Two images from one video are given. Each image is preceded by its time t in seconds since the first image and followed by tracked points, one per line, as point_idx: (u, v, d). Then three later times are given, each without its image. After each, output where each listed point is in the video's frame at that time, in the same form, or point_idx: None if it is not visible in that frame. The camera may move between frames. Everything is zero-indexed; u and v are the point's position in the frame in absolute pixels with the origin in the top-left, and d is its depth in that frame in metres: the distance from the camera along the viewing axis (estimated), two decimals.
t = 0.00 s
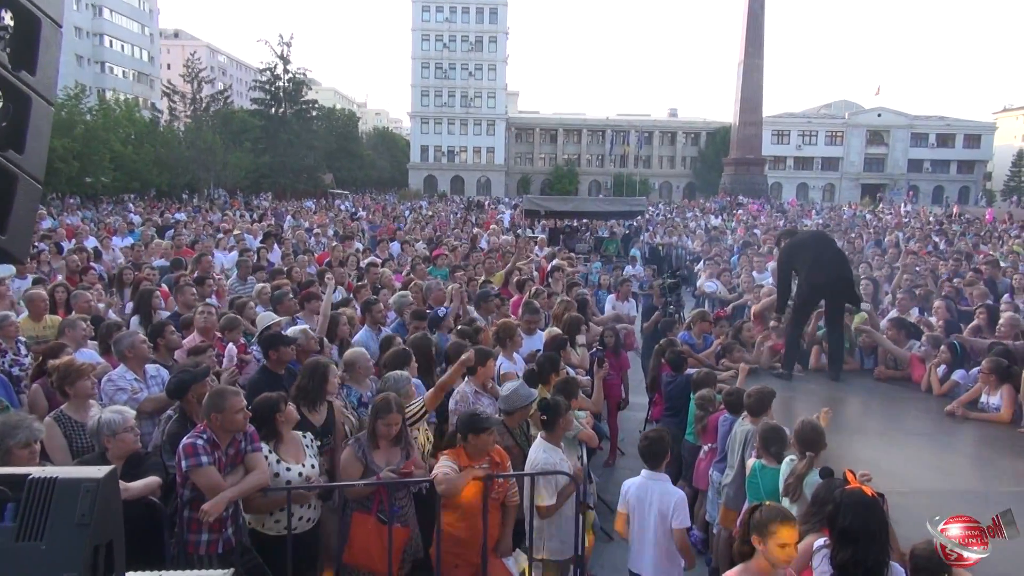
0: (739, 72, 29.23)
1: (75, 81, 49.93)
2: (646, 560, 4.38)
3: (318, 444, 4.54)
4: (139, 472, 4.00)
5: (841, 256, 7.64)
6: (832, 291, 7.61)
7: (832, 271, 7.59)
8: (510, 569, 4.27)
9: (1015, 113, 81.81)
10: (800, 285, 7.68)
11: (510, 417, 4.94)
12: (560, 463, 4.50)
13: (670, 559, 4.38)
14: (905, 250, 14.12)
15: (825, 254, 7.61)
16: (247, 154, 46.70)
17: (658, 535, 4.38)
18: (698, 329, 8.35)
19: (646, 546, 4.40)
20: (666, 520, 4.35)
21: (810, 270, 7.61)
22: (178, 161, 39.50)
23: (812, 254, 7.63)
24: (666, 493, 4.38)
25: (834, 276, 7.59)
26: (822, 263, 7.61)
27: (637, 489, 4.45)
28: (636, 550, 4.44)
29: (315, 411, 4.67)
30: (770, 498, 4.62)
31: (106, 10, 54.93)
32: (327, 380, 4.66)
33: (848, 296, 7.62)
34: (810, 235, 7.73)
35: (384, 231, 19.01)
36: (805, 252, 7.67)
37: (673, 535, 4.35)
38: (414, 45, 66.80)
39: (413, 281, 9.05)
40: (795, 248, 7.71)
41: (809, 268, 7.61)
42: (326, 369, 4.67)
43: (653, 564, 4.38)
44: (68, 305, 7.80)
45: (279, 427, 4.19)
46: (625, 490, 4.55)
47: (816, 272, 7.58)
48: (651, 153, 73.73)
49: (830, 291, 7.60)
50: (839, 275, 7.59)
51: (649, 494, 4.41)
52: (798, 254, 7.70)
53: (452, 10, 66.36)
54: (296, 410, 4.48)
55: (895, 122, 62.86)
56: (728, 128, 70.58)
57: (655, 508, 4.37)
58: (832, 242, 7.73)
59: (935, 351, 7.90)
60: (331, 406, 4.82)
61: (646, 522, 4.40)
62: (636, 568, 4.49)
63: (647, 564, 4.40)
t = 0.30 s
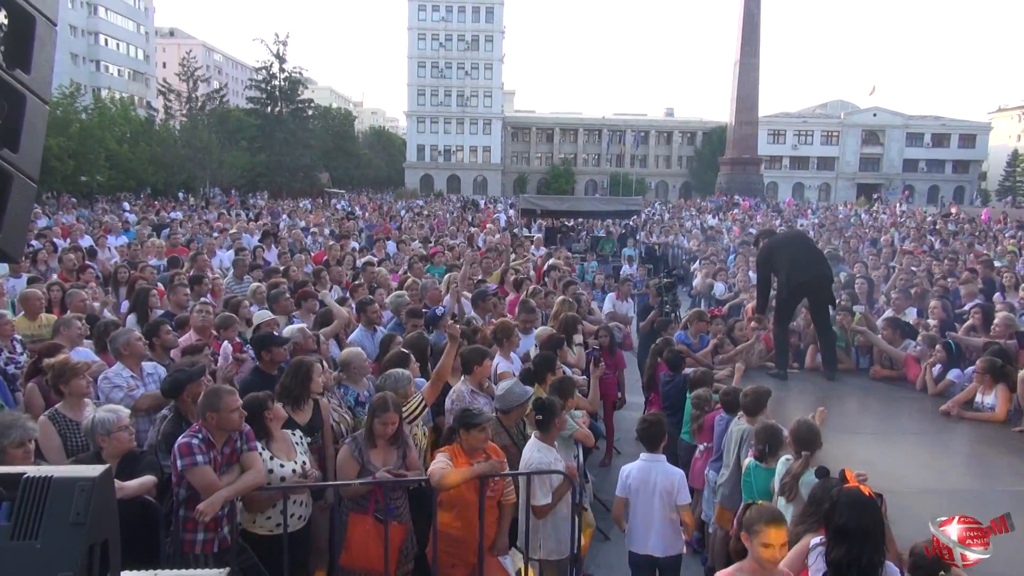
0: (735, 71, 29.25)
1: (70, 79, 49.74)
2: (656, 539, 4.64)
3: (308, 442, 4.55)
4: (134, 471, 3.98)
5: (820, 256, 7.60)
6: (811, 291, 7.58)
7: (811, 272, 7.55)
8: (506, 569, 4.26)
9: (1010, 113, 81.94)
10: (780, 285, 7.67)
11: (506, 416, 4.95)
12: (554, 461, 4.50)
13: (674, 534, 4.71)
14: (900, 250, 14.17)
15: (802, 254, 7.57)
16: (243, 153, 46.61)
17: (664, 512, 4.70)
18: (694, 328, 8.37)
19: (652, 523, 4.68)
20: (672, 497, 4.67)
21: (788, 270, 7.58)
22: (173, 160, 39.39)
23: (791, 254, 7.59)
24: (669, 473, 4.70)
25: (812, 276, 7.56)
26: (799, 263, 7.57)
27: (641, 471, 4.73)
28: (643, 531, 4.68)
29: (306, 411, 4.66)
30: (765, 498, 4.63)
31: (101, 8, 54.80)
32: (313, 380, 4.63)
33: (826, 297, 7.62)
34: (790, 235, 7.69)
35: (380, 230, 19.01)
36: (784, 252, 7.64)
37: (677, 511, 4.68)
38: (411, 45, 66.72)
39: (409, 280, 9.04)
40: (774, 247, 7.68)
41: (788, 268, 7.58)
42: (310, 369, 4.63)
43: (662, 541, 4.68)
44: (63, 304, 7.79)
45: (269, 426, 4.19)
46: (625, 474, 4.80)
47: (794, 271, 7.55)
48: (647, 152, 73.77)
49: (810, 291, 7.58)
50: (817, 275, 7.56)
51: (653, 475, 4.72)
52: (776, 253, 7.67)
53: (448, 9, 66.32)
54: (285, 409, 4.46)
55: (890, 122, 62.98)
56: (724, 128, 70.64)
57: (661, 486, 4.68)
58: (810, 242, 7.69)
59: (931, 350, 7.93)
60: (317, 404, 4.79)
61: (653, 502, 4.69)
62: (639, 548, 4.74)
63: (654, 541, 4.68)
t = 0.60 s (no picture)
0: (741, 70, 29.15)
1: (77, 78, 49.91)
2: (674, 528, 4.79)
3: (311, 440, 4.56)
4: (140, 469, 3.99)
5: (818, 254, 7.56)
6: (814, 289, 7.51)
7: (810, 270, 7.50)
8: (511, 569, 4.25)
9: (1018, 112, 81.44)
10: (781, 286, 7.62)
11: (514, 414, 4.94)
12: (559, 461, 4.49)
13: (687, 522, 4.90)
14: (907, 249, 14.09)
15: (800, 253, 7.54)
16: (249, 152, 46.70)
17: (680, 501, 4.86)
18: (700, 328, 8.33)
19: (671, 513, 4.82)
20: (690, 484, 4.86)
21: (787, 270, 7.54)
22: (179, 158, 39.48)
23: (788, 254, 7.57)
24: (686, 463, 4.87)
25: (812, 273, 7.50)
26: (797, 262, 7.53)
27: (661, 464, 4.84)
28: (663, 522, 4.80)
29: (308, 411, 4.66)
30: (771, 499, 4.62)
31: (108, 7, 54.95)
32: (311, 380, 4.61)
33: (828, 293, 7.54)
34: (785, 236, 7.71)
35: (386, 229, 19.03)
36: (782, 253, 7.61)
37: (692, 497, 4.89)
38: (416, 44, 66.70)
39: (415, 279, 9.05)
40: (771, 249, 7.66)
41: (787, 267, 7.53)
42: (309, 369, 4.61)
43: (678, 528, 4.84)
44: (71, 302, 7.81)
45: (271, 424, 4.19)
46: (642, 465, 4.88)
47: (793, 270, 7.50)
48: (653, 151, 73.67)
49: (813, 289, 7.52)
50: (816, 273, 7.50)
51: (670, 465, 4.87)
52: (773, 255, 7.65)
53: (455, 8, 66.27)
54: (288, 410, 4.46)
55: (897, 122, 62.70)
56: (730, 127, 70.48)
57: (679, 478, 4.84)
58: (806, 241, 7.68)
59: (938, 350, 7.88)
60: (317, 404, 4.77)
61: (670, 491, 4.84)
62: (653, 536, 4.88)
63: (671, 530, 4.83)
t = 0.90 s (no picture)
0: (745, 69, 29.08)
1: (80, 77, 50.01)
2: (680, 507, 4.95)
3: (318, 438, 4.57)
4: (144, 467, 3.99)
5: (820, 253, 7.54)
6: (819, 288, 7.51)
7: (814, 269, 7.50)
8: (514, 567, 4.24)
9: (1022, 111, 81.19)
10: (784, 286, 7.61)
11: (520, 413, 4.93)
12: (561, 462, 4.49)
13: (694, 504, 5.05)
14: (911, 248, 14.06)
15: (803, 253, 7.51)
16: (251, 151, 46.73)
17: (687, 483, 5.04)
18: (702, 326, 8.34)
19: (677, 493, 5.00)
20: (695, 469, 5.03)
21: (790, 270, 7.54)
22: (182, 157, 39.52)
23: (792, 253, 7.53)
24: (693, 448, 5.05)
25: (816, 272, 7.50)
26: (799, 261, 7.52)
27: (668, 446, 5.03)
28: (669, 501, 4.98)
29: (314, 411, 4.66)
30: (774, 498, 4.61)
31: (111, 7, 55.03)
32: (316, 380, 4.60)
33: (834, 290, 7.53)
34: (785, 235, 7.64)
35: (388, 228, 19.04)
36: (783, 253, 7.58)
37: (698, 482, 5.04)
38: (419, 43, 66.66)
39: (418, 278, 9.06)
40: (773, 248, 7.60)
41: (791, 267, 7.52)
42: (317, 369, 4.60)
43: (684, 511, 4.99)
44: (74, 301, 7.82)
45: (274, 422, 4.19)
46: (651, 448, 5.10)
47: (797, 270, 7.50)
48: (656, 151, 73.58)
49: (819, 288, 7.52)
50: (821, 272, 7.50)
51: (679, 449, 5.06)
52: (776, 254, 7.61)
53: (457, 7, 66.22)
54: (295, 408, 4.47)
55: (901, 120, 62.55)
56: (733, 127, 70.36)
57: (686, 462, 5.03)
58: (806, 239, 7.64)
59: (942, 349, 7.85)
60: (326, 403, 4.79)
61: (677, 474, 5.03)
62: (661, 515, 5.05)
63: (677, 509, 4.98)
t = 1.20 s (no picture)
0: (741, 68, 29.11)
1: (76, 75, 49.87)
2: (667, 496, 5.03)
3: (321, 436, 4.55)
4: (141, 466, 3.99)
5: (821, 252, 7.55)
6: (819, 286, 7.52)
7: (815, 267, 7.51)
8: (512, 567, 4.24)
9: (1017, 111, 81.43)
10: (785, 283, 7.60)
11: (521, 411, 4.93)
12: (559, 461, 4.49)
13: (682, 495, 5.12)
14: (907, 248, 14.10)
15: (805, 250, 7.51)
16: (248, 150, 46.65)
17: (674, 473, 5.12)
18: (697, 324, 8.37)
19: (663, 482, 5.08)
20: (682, 460, 5.11)
21: (791, 267, 7.54)
22: (179, 156, 39.43)
23: (793, 251, 7.53)
24: (680, 439, 5.15)
25: (816, 270, 7.50)
26: (800, 258, 7.53)
27: (656, 437, 5.15)
28: (655, 488, 5.07)
29: (315, 410, 4.67)
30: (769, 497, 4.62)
31: (107, 5, 54.91)
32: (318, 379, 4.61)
33: (833, 290, 7.55)
34: (787, 231, 7.63)
35: (384, 227, 19.02)
36: (785, 251, 7.58)
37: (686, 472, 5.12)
38: (416, 41, 66.57)
39: (415, 277, 9.06)
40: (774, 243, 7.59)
41: (792, 264, 7.52)
42: (324, 366, 4.63)
43: (671, 499, 5.08)
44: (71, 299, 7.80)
45: (276, 422, 4.19)
46: (639, 438, 5.22)
47: (798, 268, 7.49)
48: (653, 150, 73.63)
49: (819, 287, 7.52)
50: (821, 270, 7.52)
51: (666, 440, 5.16)
52: (776, 250, 7.61)
53: (454, 6, 66.15)
54: (296, 407, 4.47)
55: (897, 120, 62.61)
56: (730, 126, 70.43)
57: (672, 452, 5.13)
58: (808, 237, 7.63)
59: (939, 348, 7.88)
60: (335, 401, 4.80)
61: (665, 464, 5.12)
62: (650, 503, 5.12)
63: (664, 499, 5.07)
